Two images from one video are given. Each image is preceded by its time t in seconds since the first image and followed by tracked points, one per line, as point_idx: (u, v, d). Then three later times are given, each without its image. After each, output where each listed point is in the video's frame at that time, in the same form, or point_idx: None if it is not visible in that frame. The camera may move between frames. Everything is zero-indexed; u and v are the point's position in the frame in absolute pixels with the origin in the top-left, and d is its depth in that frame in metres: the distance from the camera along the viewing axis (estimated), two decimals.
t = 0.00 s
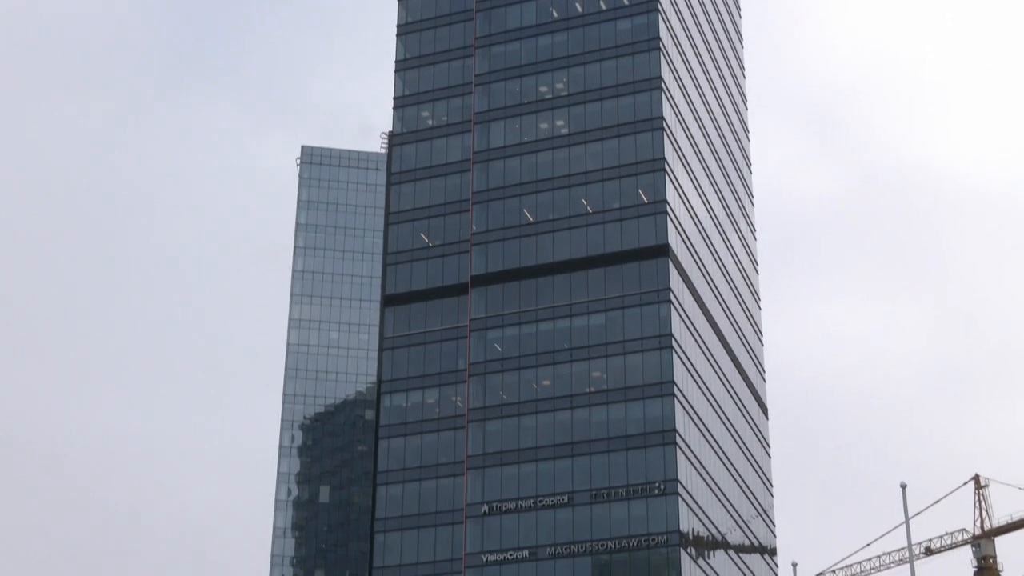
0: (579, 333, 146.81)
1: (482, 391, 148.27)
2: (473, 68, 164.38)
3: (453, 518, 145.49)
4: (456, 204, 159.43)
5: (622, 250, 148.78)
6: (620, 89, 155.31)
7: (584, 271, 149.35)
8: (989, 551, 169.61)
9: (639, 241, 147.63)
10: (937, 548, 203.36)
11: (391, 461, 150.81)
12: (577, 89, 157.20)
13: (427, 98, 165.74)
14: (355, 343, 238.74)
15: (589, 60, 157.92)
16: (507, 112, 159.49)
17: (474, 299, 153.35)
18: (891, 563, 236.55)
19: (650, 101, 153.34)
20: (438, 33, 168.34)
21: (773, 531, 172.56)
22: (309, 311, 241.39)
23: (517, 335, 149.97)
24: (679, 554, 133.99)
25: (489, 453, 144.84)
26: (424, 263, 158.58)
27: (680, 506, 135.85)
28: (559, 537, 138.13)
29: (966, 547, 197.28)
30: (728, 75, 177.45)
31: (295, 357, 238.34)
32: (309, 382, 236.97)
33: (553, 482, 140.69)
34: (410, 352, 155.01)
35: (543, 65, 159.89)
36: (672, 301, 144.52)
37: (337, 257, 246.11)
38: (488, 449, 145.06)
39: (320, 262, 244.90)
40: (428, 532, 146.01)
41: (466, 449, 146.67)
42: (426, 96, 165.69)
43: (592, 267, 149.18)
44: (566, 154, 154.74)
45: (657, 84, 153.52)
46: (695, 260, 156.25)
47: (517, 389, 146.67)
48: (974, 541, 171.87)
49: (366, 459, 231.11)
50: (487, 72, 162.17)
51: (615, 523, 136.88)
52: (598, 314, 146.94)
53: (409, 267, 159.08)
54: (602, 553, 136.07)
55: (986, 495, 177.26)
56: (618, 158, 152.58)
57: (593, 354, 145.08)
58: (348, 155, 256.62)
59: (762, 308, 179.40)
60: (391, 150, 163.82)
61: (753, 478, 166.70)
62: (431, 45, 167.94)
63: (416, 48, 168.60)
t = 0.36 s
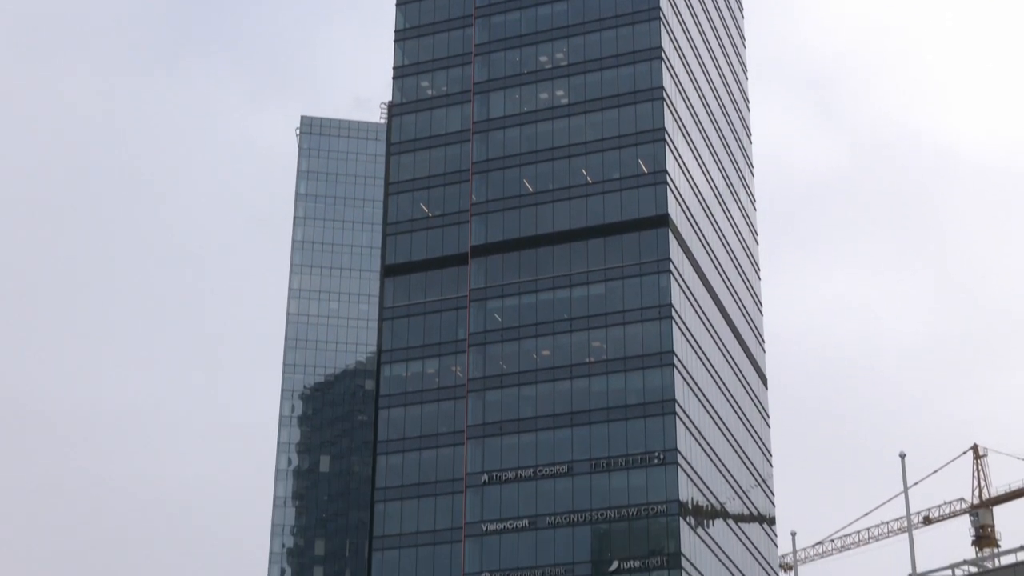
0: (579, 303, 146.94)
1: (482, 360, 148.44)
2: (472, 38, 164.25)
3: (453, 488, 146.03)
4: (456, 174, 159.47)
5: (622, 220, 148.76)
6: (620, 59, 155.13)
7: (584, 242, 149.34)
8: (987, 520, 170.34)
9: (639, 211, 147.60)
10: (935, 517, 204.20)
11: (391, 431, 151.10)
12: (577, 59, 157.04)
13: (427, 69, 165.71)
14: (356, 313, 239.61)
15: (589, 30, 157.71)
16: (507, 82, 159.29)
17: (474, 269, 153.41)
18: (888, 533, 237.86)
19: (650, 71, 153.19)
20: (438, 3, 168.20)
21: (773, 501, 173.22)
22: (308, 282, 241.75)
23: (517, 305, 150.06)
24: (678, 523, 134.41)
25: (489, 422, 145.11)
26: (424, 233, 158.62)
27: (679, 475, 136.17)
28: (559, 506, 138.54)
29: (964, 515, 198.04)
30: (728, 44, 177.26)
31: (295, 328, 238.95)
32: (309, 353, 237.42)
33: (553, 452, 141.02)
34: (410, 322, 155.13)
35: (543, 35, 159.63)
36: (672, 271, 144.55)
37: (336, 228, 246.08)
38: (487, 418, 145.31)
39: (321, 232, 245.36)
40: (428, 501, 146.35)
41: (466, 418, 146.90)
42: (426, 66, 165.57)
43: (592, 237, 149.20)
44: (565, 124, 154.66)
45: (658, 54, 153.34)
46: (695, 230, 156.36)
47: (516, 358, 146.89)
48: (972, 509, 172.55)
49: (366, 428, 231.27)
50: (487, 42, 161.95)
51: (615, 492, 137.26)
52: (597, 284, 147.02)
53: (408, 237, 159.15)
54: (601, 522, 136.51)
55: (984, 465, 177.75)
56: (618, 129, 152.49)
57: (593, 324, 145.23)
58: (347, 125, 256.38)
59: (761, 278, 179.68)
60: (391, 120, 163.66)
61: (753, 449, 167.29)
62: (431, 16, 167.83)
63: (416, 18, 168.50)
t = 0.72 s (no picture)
0: (578, 271, 146.95)
1: (482, 328, 148.52)
2: (472, 5, 163.69)
3: (453, 455, 146.16)
4: (456, 142, 159.17)
5: (621, 187, 148.55)
6: (620, 27, 154.72)
7: (584, 209, 149.22)
8: (985, 488, 170.98)
9: (639, 179, 147.39)
10: (934, 485, 205.00)
11: (391, 399, 151.39)
12: (577, 26, 156.60)
13: (426, 37, 165.35)
14: (355, 282, 239.02)
15: None
16: (507, 50, 158.87)
17: (474, 237, 153.34)
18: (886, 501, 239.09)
19: (650, 39, 152.84)
20: None
21: (773, 469, 173.73)
22: (308, 250, 241.72)
23: (516, 273, 150.06)
24: (677, 490, 134.63)
25: (488, 390, 145.37)
26: (423, 201, 158.56)
27: (678, 442, 136.36)
28: (558, 474, 138.85)
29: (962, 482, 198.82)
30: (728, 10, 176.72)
31: (295, 297, 238.79)
32: (309, 320, 237.69)
33: (553, 419, 141.29)
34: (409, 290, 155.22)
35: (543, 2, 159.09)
36: (672, 239, 144.45)
37: (336, 195, 245.86)
38: (487, 386, 145.56)
39: (321, 199, 245.32)
40: (428, 469, 146.71)
41: (466, 386, 147.15)
42: (426, 33, 165.23)
43: (592, 205, 149.10)
44: (565, 91, 154.33)
45: (657, 22, 152.94)
46: (695, 198, 156.27)
47: (516, 326, 147.01)
48: (971, 477, 173.19)
49: (367, 396, 231.73)
50: (486, 9, 161.46)
51: (614, 460, 137.54)
52: (597, 252, 147.00)
53: (408, 205, 159.11)
54: (601, 490, 136.78)
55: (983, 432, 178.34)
56: (617, 96, 152.17)
57: (593, 292, 145.25)
58: (346, 93, 255.90)
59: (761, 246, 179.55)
60: (391, 88, 163.10)
61: (753, 418, 167.71)
62: None
63: None
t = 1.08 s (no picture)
0: (578, 240, 146.69)
1: (481, 297, 148.41)
2: None
3: (453, 424, 146.49)
4: (455, 111, 158.84)
5: (621, 156, 148.12)
6: None
7: (584, 178, 148.87)
8: (985, 456, 171.25)
9: (639, 147, 146.93)
10: (933, 453, 205.36)
11: (391, 367, 151.30)
12: None
13: (426, 5, 164.93)
14: (355, 250, 239.45)
15: None
16: (506, 18, 158.26)
17: (474, 206, 153.05)
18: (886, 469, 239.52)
19: (650, 7, 152.07)
20: None
21: (772, 437, 173.98)
22: (308, 218, 241.55)
23: (516, 242, 149.78)
24: (677, 458, 134.72)
25: (488, 358, 145.40)
26: (423, 170, 158.19)
27: (678, 411, 136.37)
28: (558, 442, 138.98)
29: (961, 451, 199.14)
30: None
31: (295, 265, 238.71)
32: (308, 288, 237.39)
33: (552, 388, 141.37)
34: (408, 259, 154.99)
35: None
36: (672, 208, 144.07)
37: (335, 163, 245.62)
38: (487, 354, 145.54)
39: (320, 168, 245.02)
40: (428, 437, 146.86)
41: (466, 354, 147.05)
42: (426, 1, 164.81)
43: (592, 173, 148.73)
44: (565, 60, 153.80)
45: None
46: (695, 167, 155.95)
47: (516, 294, 146.89)
48: (970, 445, 173.49)
49: (367, 365, 231.90)
50: None
51: (614, 429, 137.65)
52: (597, 220, 146.71)
53: (407, 173, 158.73)
54: (601, 458, 136.94)
55: (982, 400, 178.42)
56: (617, 64, 151.62)
57: (593, 260, 145.07)
58: (344, 60, 255.23)
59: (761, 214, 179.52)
60: (391, 56, 162.69)
61: (752, 386, 167.83)
62: None
63: None
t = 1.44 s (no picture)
0: (578, 201, 146.55)
1: (481, 258, 148.45)
2: None
3: (453, 384, 146.65)
4: (454, 71, 158.37)
5: (620, 117, 147.76)
6: None
7: (584, 139, 148.65)
8: (983, 417, 171.80)
9: (639, 108, 146.60)
10: (931, 415, 206.03)
11: (391, 328, 151.34)
12: None
13: None
14: (355, 212, 239.81)
15: None
16: None
17: (473, 167, 152.86)
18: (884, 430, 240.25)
19: None
20: None
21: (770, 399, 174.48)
22: (307, 180, 241.62)
23: (516, 202, 149.59)
24: (676, 419, 134.94)
25: (487, 319, 145.54)
26: (422, 130, 157.86)
27: (677, 372, 136.51)
28: (558, 403, 139.23)
29: (959, 412, 199.70)
30: None
31: (295, 226, 239.15)
32: (308, 250, 237.85)
33: (552, 349, 141.55)
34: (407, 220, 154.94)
35: None
36: (672, 169, 143.86)
37: (334, 124, 245.31)
38: (487, 315, 145.69)
39: (319, 129, 244.83)
40: (428, 397, 147.11)
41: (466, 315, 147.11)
42: None
43: (591, 135, 148.48)
44: (565, 20, 153.28)
45: None
46: (695, 128, 155.72)
47: (516, 255, 146.90)
48: (968, 406, 174.12)
49: (366, 326, 232.07)
50: None
51: (613, 389, 137.91)
52: (597, 182, 146.53)
53: (407, 134, 158.44)
54: (600, 419, 137.25)
55: (980, 362, 178.87)
56: (617, 25, 151.11)
57: (593, 221, 144.96)
58: (344, 19, 254.27)
59: (760, 175, 179.55)
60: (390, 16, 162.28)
61: (751, 347, 168.15)
62: None
63: None
